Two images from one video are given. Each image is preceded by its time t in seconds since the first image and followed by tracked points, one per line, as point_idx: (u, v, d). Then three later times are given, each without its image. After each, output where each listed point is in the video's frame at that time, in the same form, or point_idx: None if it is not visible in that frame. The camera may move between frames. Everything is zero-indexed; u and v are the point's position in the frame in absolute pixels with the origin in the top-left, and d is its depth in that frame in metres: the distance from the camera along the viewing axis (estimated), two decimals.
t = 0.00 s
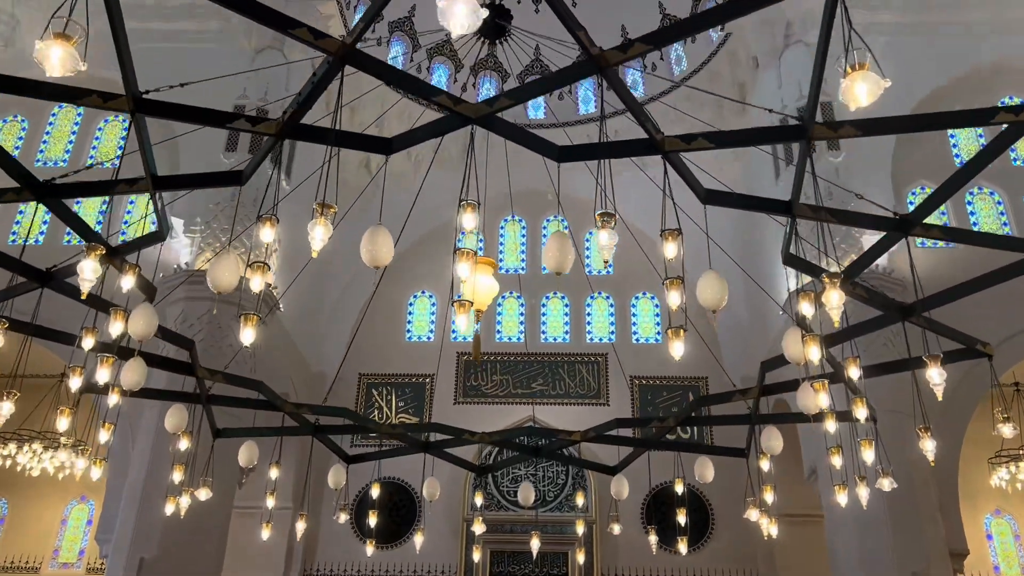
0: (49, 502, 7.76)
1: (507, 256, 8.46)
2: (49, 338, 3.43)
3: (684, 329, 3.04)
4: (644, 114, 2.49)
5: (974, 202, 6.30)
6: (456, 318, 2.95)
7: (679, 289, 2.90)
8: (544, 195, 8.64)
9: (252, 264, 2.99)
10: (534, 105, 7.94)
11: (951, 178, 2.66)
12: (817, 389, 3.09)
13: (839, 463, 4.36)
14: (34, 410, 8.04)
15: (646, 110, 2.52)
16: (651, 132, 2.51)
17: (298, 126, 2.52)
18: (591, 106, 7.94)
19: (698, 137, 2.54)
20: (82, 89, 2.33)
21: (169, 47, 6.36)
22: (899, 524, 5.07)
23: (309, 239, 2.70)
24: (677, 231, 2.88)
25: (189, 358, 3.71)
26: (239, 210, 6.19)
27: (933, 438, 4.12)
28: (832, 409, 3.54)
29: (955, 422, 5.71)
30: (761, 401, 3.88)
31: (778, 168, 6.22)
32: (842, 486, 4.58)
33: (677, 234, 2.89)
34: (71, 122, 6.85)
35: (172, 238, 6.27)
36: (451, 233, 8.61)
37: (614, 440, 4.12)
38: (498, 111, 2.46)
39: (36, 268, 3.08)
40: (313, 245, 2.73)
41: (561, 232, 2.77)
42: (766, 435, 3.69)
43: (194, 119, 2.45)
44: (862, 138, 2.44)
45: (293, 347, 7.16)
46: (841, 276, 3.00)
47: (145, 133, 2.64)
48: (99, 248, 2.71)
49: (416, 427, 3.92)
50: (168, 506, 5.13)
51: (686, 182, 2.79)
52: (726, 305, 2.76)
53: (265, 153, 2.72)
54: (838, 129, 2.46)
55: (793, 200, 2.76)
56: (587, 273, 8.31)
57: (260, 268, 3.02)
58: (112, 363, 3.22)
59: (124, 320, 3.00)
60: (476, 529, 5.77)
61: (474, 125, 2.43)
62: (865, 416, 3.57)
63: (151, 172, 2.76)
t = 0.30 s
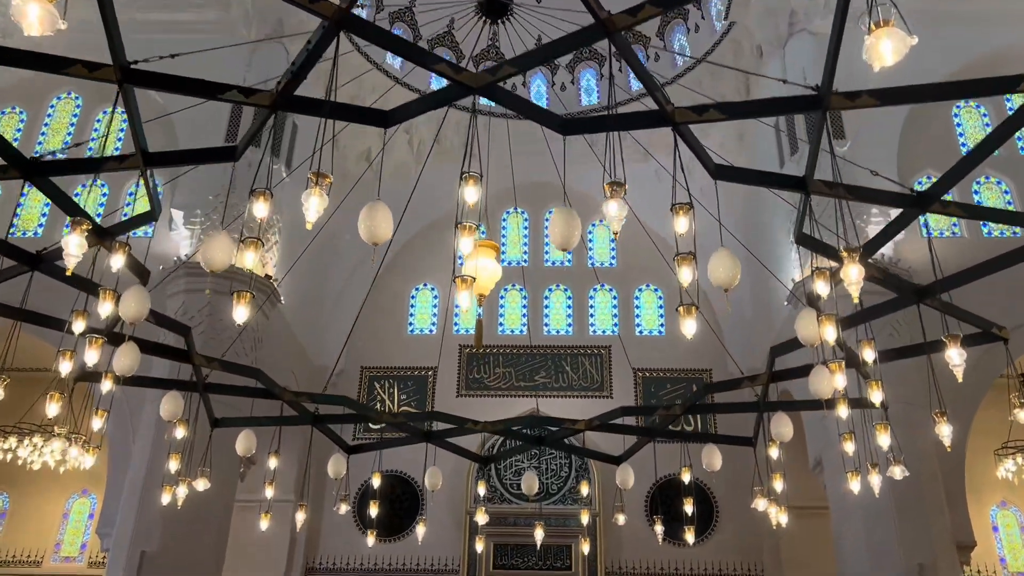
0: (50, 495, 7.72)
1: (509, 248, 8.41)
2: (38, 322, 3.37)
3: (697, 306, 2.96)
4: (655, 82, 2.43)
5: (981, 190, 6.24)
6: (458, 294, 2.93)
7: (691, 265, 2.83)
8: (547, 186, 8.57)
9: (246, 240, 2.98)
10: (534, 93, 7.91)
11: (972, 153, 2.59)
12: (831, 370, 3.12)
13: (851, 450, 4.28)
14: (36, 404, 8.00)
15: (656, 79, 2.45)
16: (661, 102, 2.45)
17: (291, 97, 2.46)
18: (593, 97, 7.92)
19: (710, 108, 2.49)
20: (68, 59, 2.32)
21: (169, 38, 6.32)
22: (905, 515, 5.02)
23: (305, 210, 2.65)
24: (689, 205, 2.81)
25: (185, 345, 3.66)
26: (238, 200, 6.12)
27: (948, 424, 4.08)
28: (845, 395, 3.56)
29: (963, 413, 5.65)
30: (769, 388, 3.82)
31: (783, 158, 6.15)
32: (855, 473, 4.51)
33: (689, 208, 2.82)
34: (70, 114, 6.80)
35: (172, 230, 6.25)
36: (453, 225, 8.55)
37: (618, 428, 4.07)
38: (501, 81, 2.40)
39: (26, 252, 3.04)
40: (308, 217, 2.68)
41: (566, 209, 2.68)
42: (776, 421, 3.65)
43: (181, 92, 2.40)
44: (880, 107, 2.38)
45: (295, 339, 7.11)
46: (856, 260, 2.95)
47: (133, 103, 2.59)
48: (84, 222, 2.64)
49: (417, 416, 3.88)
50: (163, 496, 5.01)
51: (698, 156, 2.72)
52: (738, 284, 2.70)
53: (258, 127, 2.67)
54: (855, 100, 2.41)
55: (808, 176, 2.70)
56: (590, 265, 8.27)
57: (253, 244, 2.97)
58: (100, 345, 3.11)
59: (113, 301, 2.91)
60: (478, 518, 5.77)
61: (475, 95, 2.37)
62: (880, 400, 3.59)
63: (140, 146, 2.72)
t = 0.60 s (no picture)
0: (51, 480, 7.71)
1: (510, 231, 8.35)
2: (23, 294, 3.31)
3: (705, 268, 2.92)
4: (662, 35, 2.39)
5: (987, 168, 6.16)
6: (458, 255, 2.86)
7: (699, 225, 2.75)
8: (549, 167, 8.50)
9: (235, 200, 2.87)
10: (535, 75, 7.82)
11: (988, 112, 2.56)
12: (846, 336, 3.11)
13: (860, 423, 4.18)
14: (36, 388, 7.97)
15: (663, 32, 2.41)
16: (669, 55, 2.41)
17: (280, 53, 2.41)
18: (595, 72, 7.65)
19: (719, 61, 2.46)
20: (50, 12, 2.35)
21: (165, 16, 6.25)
22: (910, 496, 4.99)
23: (295, 164, 2.57)
24: (698, 161, 2.70)
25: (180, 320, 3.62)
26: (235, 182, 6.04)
27: (962, 394, 4.01)
28: (855, 366, 3.53)
29: (967, 392, 5.62)
30: (774, 363, 3.78)
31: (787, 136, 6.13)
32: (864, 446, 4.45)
33: (698, 163, 2.70)
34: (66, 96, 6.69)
35: (172, 213, 6.20)
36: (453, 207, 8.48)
37: (621, 405, 4.02)
38: (500, 32, 2.35)
39: (14, 222, 2.99)
40: (297, 170, 2.60)
41: (570, 167, 2.66)
42: (783, 393, 3.60)
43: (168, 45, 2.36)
44: (897, 59, 2.41)
45: (295, 322, 7.05)
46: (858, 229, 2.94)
47: (116, 59, 2.55)
48: (66, 181, 2.56)
49: (417, 393, 3.84)
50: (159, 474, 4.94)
51: (707, 116, 2.66)
52: (746, 246, 2.69)
53: (247, 89, 2.60)
54: (871, 52, 2.42)
55: (819, 135, 2.65)
56: (592, 247, 8.23)
57: (242, 204, 2.88)
58: (87, 312, 3.01)
59: (99, 266, 2.84)
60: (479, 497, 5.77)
61: (474, 48, 2.32)
62: (892, 368, 3.55)
63: (127, 108, 2.68)
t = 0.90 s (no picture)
0: (51, 462, 7.69)
1: (511, 211, 8.28)
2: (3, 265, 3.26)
3: (712, 226, 2.84)
4: None
5: (995, 144, 6.06)
6: (451, 211, 2.78)
7: (706, 180, 2.68)
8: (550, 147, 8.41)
9: (218, 154, 2.71)
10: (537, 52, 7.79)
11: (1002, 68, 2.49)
12: (859, 299, 3.04)
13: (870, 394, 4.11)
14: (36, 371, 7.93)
15: None
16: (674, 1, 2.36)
17: (267, 2, 2.43)
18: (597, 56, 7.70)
19: (725, 11, 2.40)
20: None
21: None
22: (914, 475, 4.95)
23: (277, 111, 2.49)
24: (704, 114, 2.62)
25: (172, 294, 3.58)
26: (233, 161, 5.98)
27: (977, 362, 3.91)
28: (866, 336, 3.50)
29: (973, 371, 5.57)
30: (779, 337, 3.72)
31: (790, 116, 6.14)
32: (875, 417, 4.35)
33: (703, 117, 2.62)
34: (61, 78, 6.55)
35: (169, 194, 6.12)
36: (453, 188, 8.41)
37: (622, 380, 3.97)
38: None
39: None
40: (280, 118, 2.52)
41: (570, 121, 2.57)
42: (789, 365, 3.53)
43: None
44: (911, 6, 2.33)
45: (294, 304, 6.99)
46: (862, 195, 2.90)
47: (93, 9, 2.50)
48: (37, 136, 2.59)
49: (415, 368, 3.79)
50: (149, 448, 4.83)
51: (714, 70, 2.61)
52: (755, 205, 2.61)
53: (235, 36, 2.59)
54: None
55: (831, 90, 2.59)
56: (593, 228, 8.15)
57: (225, 159, 2.71)
58: (66, 276, 2.97)
59: (78, 228, 2.79)
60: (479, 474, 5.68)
61: None
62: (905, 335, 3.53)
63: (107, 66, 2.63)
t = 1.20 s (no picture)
0: (53, 435, 7.68)
1: (512, 181, 8.18)
2: None
3: (728, 168, 2.66)
4: None
5: (1004, 110, 5.95)
6: (449, 150, 2.72)
7: (721, 120, 2.57)
8: (551, 115, 8.30)
9: (201, 94, 2.60)
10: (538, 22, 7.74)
11: None
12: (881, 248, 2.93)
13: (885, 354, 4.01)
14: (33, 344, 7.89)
15: None
16: None
17: None
18: (599, 22, 7.52)
19: None
20: None
21: None
22: (919, 444, 4.92)
23: (260, 39, 2.39)
24: (718, 50, 2.51)
25: (165, 257, 3.53)
26: (231, 131, 5.89)
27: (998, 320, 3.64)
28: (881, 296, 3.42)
29: (980, 339, 5.51)
30: (787, 300, 3.65)
31: (795, 82, 6.05)
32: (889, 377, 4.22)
33: (718, 53, 2.51)
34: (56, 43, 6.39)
35: (165, 163, 6.01)
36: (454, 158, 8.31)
37: (627, 346, 3.91)
38: None
39: None
40: (264, 49, 2.43)
41: (576, 60, 2.48)
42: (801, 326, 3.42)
43: None
44: None
45: (294, 275, 6.93)
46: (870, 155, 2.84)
47: None
48: (11, 74, 2.49)
49: (415, 333, 3.74)
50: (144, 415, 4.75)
51: (728, 10, 2.51)
52: (770, 149, 2.52)
53: None
54: None
55: (850, 33, 2.49)
56: (595, 198, 8.06)
57: (208, 99, 2.60)
58: (45, 227, 2.90)
59: (55, 178, 2.70)
60: (482, 439, 5.42)
61: None
62: (922, 291, 3.50)
63: (86, 8, 2.55)
